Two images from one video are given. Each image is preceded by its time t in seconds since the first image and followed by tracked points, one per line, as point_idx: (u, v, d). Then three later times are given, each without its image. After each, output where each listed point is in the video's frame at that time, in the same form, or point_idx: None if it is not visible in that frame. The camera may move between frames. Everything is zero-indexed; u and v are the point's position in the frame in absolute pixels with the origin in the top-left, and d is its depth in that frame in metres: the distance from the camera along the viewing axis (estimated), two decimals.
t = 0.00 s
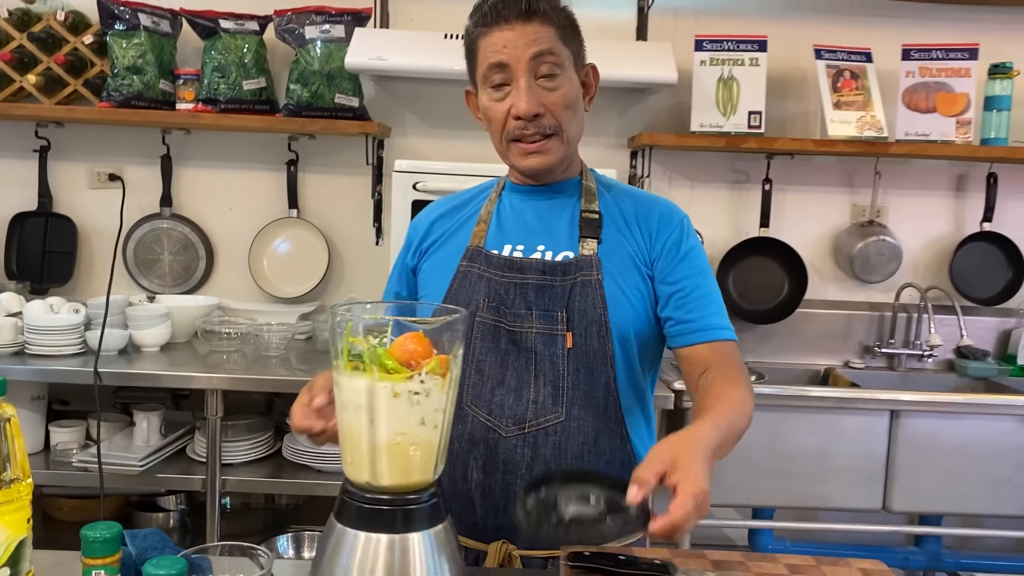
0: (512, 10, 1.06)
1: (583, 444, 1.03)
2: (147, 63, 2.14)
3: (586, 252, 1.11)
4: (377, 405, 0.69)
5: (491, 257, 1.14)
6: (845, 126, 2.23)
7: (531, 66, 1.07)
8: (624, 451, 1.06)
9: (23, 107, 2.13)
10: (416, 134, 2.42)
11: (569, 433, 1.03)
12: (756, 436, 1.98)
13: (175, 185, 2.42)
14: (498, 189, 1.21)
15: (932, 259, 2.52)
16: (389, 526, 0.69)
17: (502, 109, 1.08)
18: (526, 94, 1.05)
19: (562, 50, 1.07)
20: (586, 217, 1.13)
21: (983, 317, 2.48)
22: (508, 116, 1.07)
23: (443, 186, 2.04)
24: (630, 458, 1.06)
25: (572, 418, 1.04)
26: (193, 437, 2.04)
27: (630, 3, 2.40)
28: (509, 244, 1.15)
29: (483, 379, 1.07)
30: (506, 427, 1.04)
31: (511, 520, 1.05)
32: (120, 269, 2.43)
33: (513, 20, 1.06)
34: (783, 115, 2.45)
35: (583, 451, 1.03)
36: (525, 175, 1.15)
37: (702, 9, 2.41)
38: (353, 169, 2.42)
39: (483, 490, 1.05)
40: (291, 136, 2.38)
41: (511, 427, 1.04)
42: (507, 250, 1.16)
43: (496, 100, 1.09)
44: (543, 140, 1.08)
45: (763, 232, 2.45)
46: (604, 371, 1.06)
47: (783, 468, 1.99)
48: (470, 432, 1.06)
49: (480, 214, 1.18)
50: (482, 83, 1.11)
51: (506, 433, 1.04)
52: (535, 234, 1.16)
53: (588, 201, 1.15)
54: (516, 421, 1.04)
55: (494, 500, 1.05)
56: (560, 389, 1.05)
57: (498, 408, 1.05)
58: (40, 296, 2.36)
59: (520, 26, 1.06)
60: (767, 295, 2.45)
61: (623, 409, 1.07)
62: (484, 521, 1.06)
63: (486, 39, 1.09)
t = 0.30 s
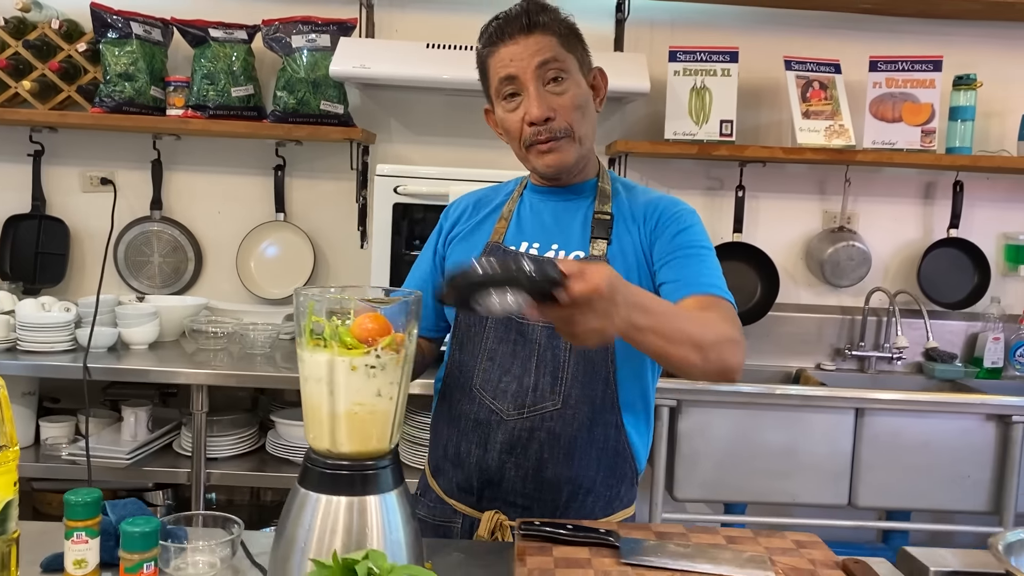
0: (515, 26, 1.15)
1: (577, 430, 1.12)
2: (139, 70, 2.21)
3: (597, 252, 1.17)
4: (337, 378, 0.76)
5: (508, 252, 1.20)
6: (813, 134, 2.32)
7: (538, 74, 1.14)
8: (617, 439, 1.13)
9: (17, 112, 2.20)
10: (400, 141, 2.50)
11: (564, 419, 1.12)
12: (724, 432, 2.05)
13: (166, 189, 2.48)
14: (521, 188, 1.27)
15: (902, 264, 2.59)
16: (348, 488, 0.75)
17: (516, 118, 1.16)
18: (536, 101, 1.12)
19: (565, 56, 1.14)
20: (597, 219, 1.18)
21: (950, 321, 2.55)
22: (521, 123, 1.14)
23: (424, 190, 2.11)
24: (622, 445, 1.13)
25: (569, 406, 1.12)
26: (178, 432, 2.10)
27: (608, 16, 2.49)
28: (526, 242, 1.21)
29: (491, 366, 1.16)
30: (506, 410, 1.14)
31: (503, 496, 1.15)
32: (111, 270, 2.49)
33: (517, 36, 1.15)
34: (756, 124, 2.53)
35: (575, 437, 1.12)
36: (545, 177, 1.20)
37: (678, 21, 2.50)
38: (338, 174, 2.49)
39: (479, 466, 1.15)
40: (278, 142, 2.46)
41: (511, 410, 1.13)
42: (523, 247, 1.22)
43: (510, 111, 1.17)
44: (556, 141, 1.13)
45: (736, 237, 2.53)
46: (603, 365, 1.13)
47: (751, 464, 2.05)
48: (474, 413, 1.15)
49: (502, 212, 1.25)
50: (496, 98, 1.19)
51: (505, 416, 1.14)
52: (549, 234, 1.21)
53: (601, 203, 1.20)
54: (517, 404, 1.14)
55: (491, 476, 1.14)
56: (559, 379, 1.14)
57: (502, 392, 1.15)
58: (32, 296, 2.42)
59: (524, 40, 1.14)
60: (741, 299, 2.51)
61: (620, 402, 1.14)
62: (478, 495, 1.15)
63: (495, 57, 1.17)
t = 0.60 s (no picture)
0: (488, 35, 1.21)
1: (548, 411, 1.21)
2: (142, 76, 2.27)
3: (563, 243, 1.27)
4: (327, 361, 0.81)
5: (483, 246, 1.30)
6: (800, 137, 2.37)
7: (504, 83, 1.20)
8: (589, 420, 1.23)
9: (23, 117, 2.26)
10: (398, 145, 2.55)
11: (536, 401, 1.21)
12: (714, 429, 2.10)
13: (169, 192, 2.54)
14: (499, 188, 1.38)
15: (889, 265, 2.64)
16: (338, 466, 0.80)
17: (482, 122, 1.23)
18: (498, 110, 1.20)
19: (532, 69, 1.20)
20: (565, 212, 1.28)
21: (937, 321, 2.60)
22: (486, 128, 1.22)
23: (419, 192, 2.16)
24: (595, 427, 1.23)
25: (540, 389, 1.22)
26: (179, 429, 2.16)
27: (600, 22, 2.54)
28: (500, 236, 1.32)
29: (466, 354, 1.25)
30: (483, 395, 1.23)
31: (483, 475, 1.24)
32: (114, 271, 2.54)
33: (490, 44, 1.21)
34: (745, 128, 2.59)
35: (547, 417, 1.21)
36: (509, 177, 1.29)
37: (669, 28, 2.56)
38: (337, 178, 2.55)
39: (460, 448, 1.24)
40: (278, 147, 2.51)
41: (486, 395, 1.23)
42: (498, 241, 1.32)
43: (479, 114, 1.24)
44: (513, 149, 1.22)
45: (727, 239, 2.58)
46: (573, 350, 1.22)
47: (740, 460, 2.10)
48: (452, 398, 1.25)
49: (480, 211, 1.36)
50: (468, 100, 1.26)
51: (482, 401, 1.23)
52: (521, 228, 1.31)
53: (569, 199, 1.30)
54: (490, 388, 1.23)
55: (470, 457, 1.23)
56: (531, 363, 1.22)
57: (477, 378, 1.24)
58: (37, 296, 2.47)
59: (495, 49, 1.20)
60: (731, 300, 2.57)
61: (589, 382, 1.23)
62: (460, 476, 1.24)
63: (470, 62, 1.24)
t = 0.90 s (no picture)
0: (461, 39, 1.24)
1: (518, 401, 1.24)
2: (148, 83, 2.30)
3: (528, 241, 1.29)
4: (339, 361, 0.84)
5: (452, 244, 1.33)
6: (798, 140, 2.39)
7: (473, 86, 1.23)
8: (559, 412, 1.25)
9: (32, 124, 2.28)
10: (400, 150, 2.58)
11: (506, 392, 1.24)
12: (714, 428, 2.12)
13: (174, 198, 2.57)
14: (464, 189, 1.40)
15: (888, 266, 2.67)
16: (349, 463, 0.82)
17: (450, 122, 1.25)
18: (466, 110, 1.22)
19: (502, 74, 1.23)
20: (530, 212, 1.31)
21: (936, 321, 2.62)
22: (453, 128, 1.24)
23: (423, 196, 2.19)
24: (564, 419, 1.25)
25: (510, 380, 1.24)
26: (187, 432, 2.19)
27: (600, 27, 2.57)
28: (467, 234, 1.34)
29: (437, 347, 1.27)
30: (454, 387, 1.24)
31: (456, 468, 1.24)
32: (121, 276, 2.57)
33: (462, 48, 1.23)
34: (744, 130, 2.62)
35: (518, 408, 1.23)
36: (473, 175, 1.31)
37: (668, 32, 2.59)
38: (341, 182, 2.58)
39: (433, 441, 1.24)
40: (282, 152, 2.54)
41: (458, 387, 1.24)
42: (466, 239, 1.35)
43: (446, 114, 1.26)
44: (479, 148, 1.24)
45: (726, 240, 2.60)
46: (541, 342, 1.25)
47: (740, 459, 2.12)
48: (424, 391, 1.26)
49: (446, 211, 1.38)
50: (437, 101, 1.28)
51: (453, 393, 1.24)
52: (487, 227, 1.34)
53: (533, 199, 1.33)
54: (461, 381, 1.25)
55: (442, 449, 1.23)
56: (500, 355, 1.25)
57: (447, 371, 1.26)
58: (45, 301, 2.50)
59: (467, 53, 1.22)
60: (731, 301, 2.60)
61: (557, 374, 1.26)
62: (434, 470, 1.24)
63: (442, 64, 1.26)
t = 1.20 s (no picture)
0: (454, 49, 1.24)
1: (527, 405, 1.26)
2: (153, 92, 2.31)
3: (526, 247, 1.31)
4: (361, 371, 0.84)
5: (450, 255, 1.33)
6: (800, 144, 2.41)
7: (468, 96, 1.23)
8: (564, 414, 1.27)
9: (38, 133, 2.30)
10: (404, 156, 2.60)
11: (516, 397, 1.26)
12: (719, 431, 2.14)
13: (179, 205, 2.58)
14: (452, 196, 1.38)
15: (889, 268, 2.69)
16: (371, 471, 0.84)
17: (444, 131, 1.25)
18: (462, 120, 1.22)
19: (496, 84, 1.23)
20: (524, 220, 1.32)
21: (937, 322, 2.64)
22: (448, 137, 1.24)
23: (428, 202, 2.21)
24: (570, 420, 1.28)
25: (519, 385, 1.26)
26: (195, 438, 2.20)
27: (602, 33, 2.59)
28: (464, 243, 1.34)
29: (445, 356, 1.28)
30: (464, 395, 1.26)
31: (471, 474, 1.25)
32: (127, 284, 2.58)
33: (456, 58, 1.23)
34: (745, 135, 2.64)
35: (528, 411, 1.25)
36: (463, 183, 1.32)
37: (669, 37, 2.61)
38: (345, 188, 2.59)
39: (446, 449, 1.25)
40: (287, 159, 2.56)
41: (468, 395, 1.26)
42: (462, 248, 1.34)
43: (440, 123, 1.26)
44: (475, 157, 1.25)
45: (728, 244, 2.62)
46: (545, 347, 1.27)
47: (745, 461, 2.14)
48: (434, 400, 1.26)
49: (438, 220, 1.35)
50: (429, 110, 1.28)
51: (464, 401, 1.26)
52: (483, 235, 1.34)
53: (525, 207, 1.34)
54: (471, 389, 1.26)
55: (456, 456, 1.25)
56: (508, 361, 1.27)
57: (456, 379, 1.27)
58: (52, 309, 2.51)
59: (461, 63, 1.23)
60: (734, 304, 2.62)
61: (561, 376, 1.28)
62: (448, 478, 1.25)
63: (434, 73, 1.26)
